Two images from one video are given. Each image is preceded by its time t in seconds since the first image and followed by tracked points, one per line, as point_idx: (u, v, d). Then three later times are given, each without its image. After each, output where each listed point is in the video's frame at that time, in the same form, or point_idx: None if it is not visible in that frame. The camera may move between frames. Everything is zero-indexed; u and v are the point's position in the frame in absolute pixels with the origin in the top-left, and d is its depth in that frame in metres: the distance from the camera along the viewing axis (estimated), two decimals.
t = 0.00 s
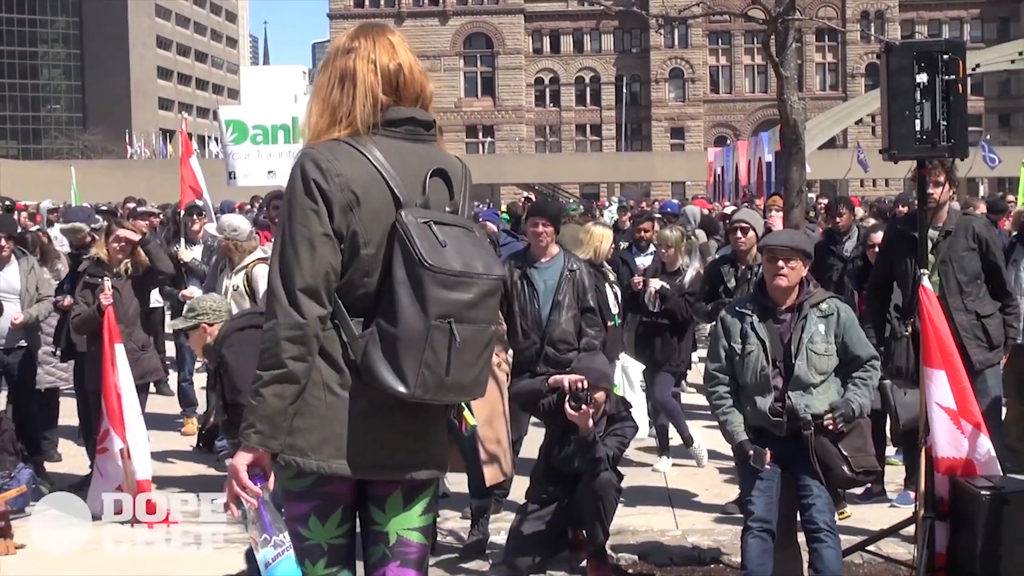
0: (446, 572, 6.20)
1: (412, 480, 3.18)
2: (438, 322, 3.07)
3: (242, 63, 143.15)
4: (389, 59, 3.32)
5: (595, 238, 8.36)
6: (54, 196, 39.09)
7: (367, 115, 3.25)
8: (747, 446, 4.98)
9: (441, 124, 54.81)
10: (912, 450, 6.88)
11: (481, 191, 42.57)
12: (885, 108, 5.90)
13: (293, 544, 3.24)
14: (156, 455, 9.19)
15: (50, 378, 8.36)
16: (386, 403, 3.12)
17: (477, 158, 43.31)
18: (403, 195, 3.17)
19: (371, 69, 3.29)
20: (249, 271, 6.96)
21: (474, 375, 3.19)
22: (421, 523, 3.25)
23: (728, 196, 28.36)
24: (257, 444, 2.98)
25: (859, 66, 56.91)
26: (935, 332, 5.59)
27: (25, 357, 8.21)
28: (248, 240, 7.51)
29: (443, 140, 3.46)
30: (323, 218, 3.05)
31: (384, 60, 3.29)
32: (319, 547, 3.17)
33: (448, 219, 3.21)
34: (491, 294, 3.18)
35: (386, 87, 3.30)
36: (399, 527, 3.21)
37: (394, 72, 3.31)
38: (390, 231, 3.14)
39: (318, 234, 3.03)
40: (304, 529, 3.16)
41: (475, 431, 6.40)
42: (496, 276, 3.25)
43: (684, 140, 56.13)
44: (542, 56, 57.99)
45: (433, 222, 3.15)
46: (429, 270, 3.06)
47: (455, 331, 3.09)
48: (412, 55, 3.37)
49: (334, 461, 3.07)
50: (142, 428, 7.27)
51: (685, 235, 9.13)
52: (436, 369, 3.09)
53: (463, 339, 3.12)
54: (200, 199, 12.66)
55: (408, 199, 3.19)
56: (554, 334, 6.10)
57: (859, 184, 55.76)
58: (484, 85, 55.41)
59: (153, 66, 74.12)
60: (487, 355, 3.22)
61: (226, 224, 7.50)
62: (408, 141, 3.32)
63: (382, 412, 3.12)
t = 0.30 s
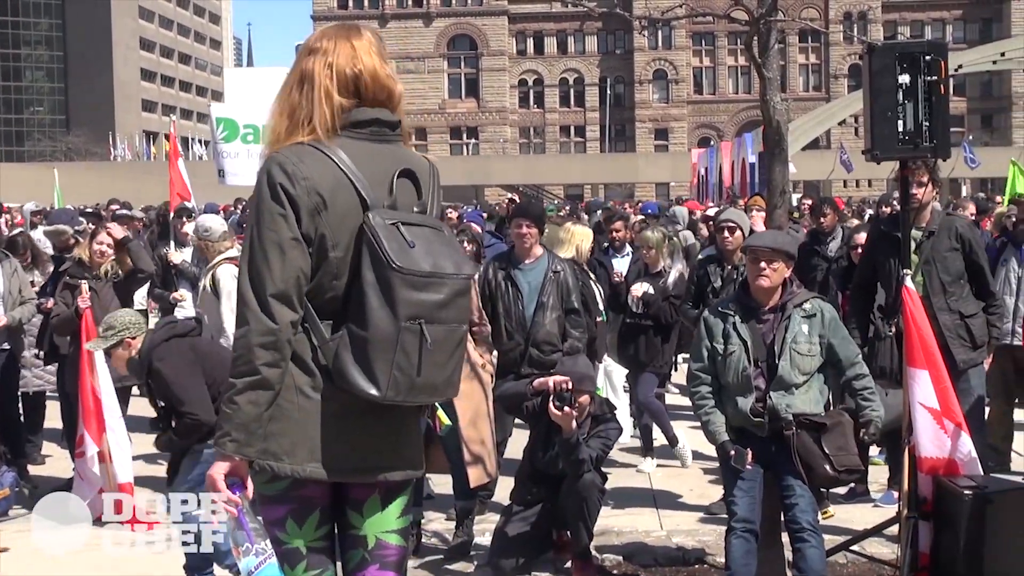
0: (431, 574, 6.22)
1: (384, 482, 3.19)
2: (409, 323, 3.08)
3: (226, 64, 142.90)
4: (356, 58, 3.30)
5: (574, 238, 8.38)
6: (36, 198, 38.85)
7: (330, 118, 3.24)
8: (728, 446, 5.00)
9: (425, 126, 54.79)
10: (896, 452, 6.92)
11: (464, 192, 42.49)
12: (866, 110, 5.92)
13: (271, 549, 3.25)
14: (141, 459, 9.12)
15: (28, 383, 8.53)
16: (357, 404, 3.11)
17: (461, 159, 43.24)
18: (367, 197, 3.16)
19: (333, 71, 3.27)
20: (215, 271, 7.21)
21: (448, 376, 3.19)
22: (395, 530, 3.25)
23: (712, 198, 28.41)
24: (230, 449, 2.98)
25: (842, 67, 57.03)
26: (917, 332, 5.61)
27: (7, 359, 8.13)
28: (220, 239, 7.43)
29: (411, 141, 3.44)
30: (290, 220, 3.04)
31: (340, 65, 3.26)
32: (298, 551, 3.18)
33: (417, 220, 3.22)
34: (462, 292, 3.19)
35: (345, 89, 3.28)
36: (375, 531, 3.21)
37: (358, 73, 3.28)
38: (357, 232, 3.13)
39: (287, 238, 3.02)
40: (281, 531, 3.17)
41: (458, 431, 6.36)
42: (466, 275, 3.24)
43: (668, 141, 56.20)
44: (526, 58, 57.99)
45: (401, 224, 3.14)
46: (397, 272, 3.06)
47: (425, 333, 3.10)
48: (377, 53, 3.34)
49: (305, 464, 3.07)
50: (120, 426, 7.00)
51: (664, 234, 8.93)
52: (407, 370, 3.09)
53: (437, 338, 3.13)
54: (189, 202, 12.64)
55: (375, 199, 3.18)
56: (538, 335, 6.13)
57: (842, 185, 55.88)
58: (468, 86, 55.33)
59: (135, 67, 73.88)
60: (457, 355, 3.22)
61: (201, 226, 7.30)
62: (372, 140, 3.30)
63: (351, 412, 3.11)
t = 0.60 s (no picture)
0: None
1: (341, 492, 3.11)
2: (338, 329, 2.95)
3: (212, 73, 142.78)
4: (317, 61, 3.29)
5: (560, 248, 8.38)
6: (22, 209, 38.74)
7: (274, 129, 3.24)
8: (715, 455, 4.99)
9: (411, 136, 54.85)
10: (882, 460, 6.94)
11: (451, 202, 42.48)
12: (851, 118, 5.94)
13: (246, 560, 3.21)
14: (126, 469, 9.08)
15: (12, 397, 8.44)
16: (302, 414, 3.05)
17: (448, 168, 43.25)
18: (305, 203, 3.12)
19: (286, 79, 3.26)
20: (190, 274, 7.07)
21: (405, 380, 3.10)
22: (376, 534, 3.22)
23: (699, 206, 28.47)
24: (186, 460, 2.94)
25: (827, 77, 57.19)
26: (905, 342, 5.59)
27: None
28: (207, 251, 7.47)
29: (371, 147, 3.40)
30: (215, 229, 3.02)
31: (285, 74, 3.24)
32: (270, 560, 3.13)
33: (359, 220, 3.09)
34: (399, 296, 3.03)
35: (285, 101, 3.26)
36: (349, 544, 3.18)
37: (301, 80, 3.25)
38: (294, 237, 3.08)
39: (223, 247, 3.00)
40: (253, 540, 3.13)
41: (447, 442, 6.44)
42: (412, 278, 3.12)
43: (655, 151, 56.28)
44: (512, 67, 58.07)
45: (337, 229, 3.04)
46: (327, 278, 2.95)
47: (355, 339, 2.97)
48: (343, 58, 3.33)
49: (247, 474, 3.05)
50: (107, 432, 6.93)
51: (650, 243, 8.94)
52: (338, 375, 2.97)
53: (370, 345, 2.99)
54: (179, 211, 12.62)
55: (313, 206, 3.13)
56: (524, 345, 6.09)
57: (828, 194, 56.01)
58: (454, 95, 55.38)
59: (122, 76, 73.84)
60: (403, 359, 3.07)
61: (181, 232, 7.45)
62: (311, 144, 3.25)
63: (295, 424, 3.05)
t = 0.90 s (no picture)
0: None
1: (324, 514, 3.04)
2: (265, 356, 2.85)
3: (209, 90, 142.83)
4: (297, 79, 3.23)
5: (557, 265, 8.40)
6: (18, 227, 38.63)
7: (238, 150, 3.19)
8: (711, 474, 4.99)
9: (408, 154, 54.92)
10: (879, 481, 6.93)
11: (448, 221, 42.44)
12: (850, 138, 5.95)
13: None
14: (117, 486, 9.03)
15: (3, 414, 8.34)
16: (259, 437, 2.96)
17: (445, 187, 43.24)
18: (259, 224, 3.03)
19: (256, 100, 3.21)
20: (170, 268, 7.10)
21: (355, 406, 2.95)
22: (365, 553, 3.15)
23: (694, 226, 28.48)
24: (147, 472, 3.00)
25: (823, 97, 57.30)
26: (900, 360, 5.60)
27: None
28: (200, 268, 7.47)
29: (351, 169, 3.30)
30: (172, 252, 3.03)
31: (251, 95, 3.20)
32: (253, 574, 3.07)
33: (307, 243, 2.95)
34: (336, 324, 2.89)
35: (248, 122, 3.22)
36: (338, 565, 3.10)
37: (266, 100, 3.20)
38: (241, 256, 3.01)
39: (179, 270, 2.99)
40: (236, 557, 3.07)
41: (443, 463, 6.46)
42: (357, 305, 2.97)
43: (651, 170, 56.35)
44: (508, 86, 58.16)
45: (279, 252, 2.92)
46: (258, 304, 2.85)
47: (282, 367, 2.85)
48: (323, 80, 3.26)
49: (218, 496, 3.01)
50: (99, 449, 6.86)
51: (645, 261, 8.95)
52: (267, 398, 2.86)
53: (297, 373, 2.86)
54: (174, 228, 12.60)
55: (267, 230, 3.04)
56: (521, 364, 6.09)
57: (824, 214, 56.08)
58: (451, 114, 55.43)
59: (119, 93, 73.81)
60: (342, 390, 2.92)
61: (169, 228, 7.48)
62: (270, 166, 3.17)
63: (254, 444, 2.96)
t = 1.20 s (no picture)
0: None
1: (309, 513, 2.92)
2: (231, 355, 2.73)
3: (210, 89, 142.79)
4: (284, 78, 3.12)
5: (558, 263, 8.41)
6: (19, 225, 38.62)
7: (223, 147, 3.11)
8: (709, 472, 4.99)
9: (408, 152, 54.96)
10: (880, 478, 6.91)
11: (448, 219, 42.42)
12: (849, 136, 5.96)
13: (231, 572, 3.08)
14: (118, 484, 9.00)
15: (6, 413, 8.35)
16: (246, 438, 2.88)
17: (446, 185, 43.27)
18: (237, 224, 2.95)
19: (241, 99, 3.11)
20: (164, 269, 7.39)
21: (325, 405, 2.79)
22: (362, 552, 3.04)
23: (694, 225, 28.49)
24: (155, 468, 3.02)
25: (823, 96, 57.30)
26: (899, 358, 5.61)
27: None
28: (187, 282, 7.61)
29: (340, 168, 3.16)
30: (159, 254, 3.01)
31: (236, 92, 3.11)
32: (251, 575, 3.00)
33: (281, 242, 2.82)
34: (300, 322, 2.74)
35: (233, 121, 3.12)
36: (334, 563, 2.99)
37: (249, 97, 3.09)
38: (218, 255, 2.95)
39: (165, 271, 2.97)
40: (234, 557, 3.00)
41: (443, 460, 6.45)
42: (336, 305, 2.84)
43: (651, 168, 56.33)
44: (508, 85, 58.18)
45: (250, 251, 2.81)
46: (223, 306, 2.74)
47: (244, 366, 2.72)
48: (311, 78, 3.14)
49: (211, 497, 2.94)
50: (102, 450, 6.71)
51: (647, 260, 8.94)
52: (236, 396, 2.75)
53: (263, 373, 2.72)
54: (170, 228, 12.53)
55: (244, 231, 2.94)
56: (519, 362, 6.09)
57: (824, 212, 56.13)
58: (451, 112, 55.37)
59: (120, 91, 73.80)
60: (309, 389, 2.76)
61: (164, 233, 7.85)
62: (256, 166, 3.07)
63: (241, 443, 2.87)
